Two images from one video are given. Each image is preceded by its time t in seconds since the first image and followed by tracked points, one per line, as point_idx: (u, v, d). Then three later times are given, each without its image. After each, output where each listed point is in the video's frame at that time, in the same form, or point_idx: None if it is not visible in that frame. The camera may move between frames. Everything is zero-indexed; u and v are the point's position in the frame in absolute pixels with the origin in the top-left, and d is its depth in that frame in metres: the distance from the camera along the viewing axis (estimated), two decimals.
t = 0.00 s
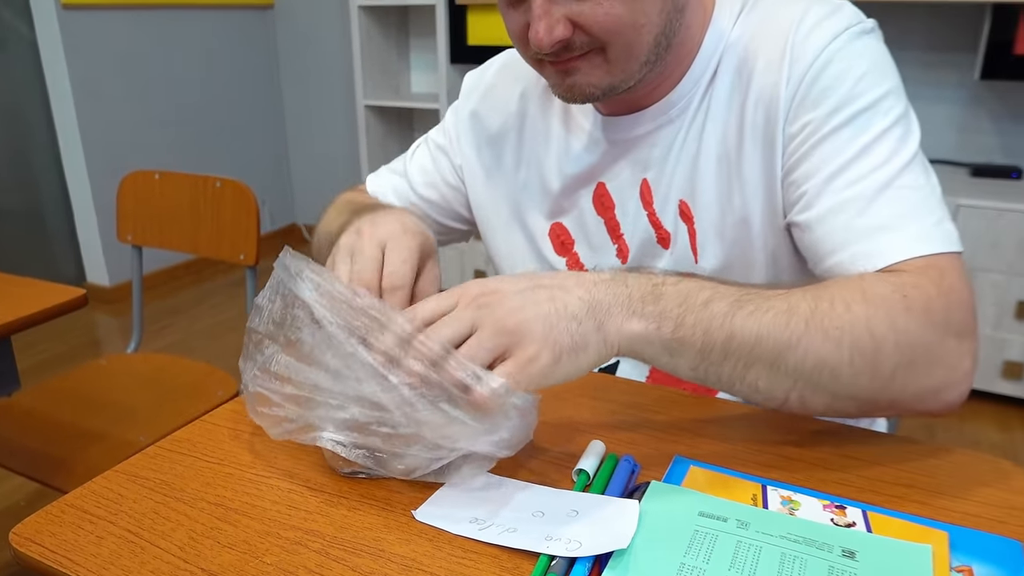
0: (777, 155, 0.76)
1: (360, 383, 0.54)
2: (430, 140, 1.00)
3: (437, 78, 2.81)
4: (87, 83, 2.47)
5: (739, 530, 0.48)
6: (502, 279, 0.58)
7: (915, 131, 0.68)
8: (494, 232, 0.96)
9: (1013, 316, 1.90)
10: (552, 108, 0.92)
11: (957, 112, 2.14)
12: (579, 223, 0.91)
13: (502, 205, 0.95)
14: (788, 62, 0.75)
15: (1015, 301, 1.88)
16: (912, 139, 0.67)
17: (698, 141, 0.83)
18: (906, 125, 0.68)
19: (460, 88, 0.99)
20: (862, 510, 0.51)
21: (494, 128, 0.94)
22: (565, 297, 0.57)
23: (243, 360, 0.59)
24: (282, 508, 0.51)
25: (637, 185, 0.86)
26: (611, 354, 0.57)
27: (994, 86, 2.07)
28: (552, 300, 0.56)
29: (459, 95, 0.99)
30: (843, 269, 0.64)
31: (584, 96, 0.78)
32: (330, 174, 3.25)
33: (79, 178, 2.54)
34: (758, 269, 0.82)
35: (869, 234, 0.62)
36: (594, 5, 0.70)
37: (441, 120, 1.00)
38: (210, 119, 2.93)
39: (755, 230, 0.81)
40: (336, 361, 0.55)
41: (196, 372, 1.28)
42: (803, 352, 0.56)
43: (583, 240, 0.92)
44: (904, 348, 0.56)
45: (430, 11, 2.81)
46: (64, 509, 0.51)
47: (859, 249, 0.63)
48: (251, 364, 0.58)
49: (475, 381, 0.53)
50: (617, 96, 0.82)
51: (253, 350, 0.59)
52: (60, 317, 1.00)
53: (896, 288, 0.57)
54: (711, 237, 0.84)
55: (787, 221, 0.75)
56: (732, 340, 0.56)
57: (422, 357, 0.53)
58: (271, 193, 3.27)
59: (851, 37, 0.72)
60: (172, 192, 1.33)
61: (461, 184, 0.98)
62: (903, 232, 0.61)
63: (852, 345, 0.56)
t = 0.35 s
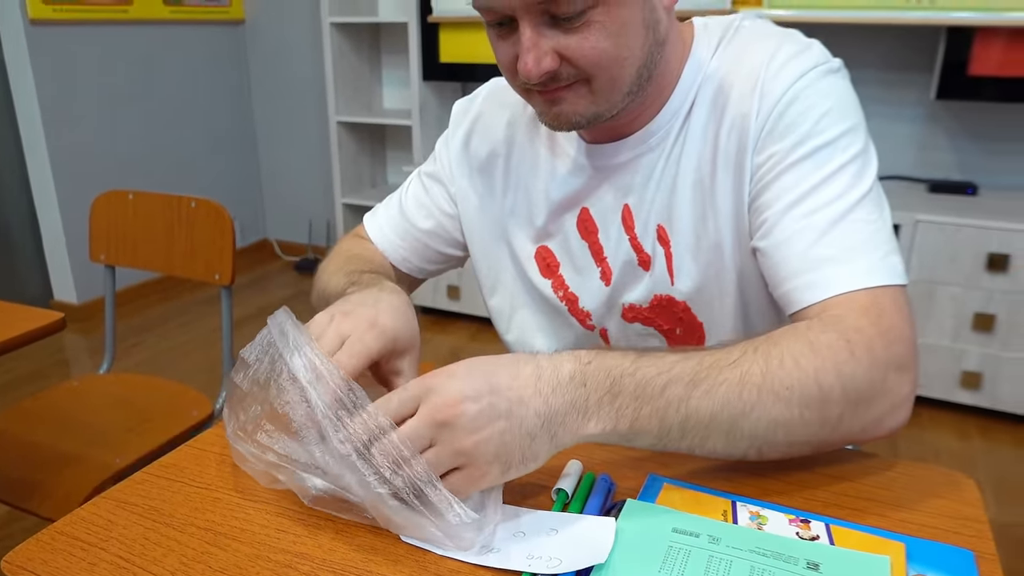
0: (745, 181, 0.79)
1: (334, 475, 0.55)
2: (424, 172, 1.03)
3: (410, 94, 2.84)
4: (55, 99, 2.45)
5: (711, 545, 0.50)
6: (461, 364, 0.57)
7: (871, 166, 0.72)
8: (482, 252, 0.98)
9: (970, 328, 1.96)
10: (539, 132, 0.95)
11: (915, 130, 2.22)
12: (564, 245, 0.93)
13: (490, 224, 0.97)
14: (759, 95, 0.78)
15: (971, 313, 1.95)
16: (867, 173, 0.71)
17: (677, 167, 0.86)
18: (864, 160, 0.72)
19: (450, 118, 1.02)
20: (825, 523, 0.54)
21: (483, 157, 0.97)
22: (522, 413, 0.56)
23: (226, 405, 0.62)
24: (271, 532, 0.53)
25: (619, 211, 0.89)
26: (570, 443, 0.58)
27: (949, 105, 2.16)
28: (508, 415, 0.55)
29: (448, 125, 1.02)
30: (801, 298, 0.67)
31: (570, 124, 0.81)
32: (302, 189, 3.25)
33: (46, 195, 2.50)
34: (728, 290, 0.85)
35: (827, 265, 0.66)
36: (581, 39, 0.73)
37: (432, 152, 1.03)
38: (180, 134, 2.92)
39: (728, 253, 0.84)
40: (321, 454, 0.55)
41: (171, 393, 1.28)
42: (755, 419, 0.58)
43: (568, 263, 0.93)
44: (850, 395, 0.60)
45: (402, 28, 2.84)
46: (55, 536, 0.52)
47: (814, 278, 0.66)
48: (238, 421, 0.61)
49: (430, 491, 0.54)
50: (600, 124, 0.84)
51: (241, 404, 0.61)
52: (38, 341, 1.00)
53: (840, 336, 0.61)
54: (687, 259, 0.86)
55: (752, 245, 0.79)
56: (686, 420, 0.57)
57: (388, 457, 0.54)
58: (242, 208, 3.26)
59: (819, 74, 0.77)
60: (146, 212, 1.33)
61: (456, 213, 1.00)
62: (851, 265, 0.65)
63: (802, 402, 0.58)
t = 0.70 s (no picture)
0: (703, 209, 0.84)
1: (315, 500, 0.57)
2: (397, 203, 1.06)
3: (368, 125, 2.86)
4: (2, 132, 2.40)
5: (683, 558, 0.53)
6: (445, 409, 0.59)
7: (819, 197, 0.77)
8: (455, 278, 1.01)
9: (915, 342, 2.05)
10: (510, 164, 0.99)
11: (856, 154, 2.32)
12: (537, 271, 0.96)
13: (463, 252, 1.01)
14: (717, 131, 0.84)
15: (915, 328, 2.04)
16: (816, 203, 0.76)
17: (643, 197, 0.90)
18: (812, 191, 0.77)
19: (424, 151, 1.06)
20: (787, 533, 0.57)
21: (456, 188, 1.01)
22: (501, 467, 0.58)
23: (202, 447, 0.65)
24: (259, 564, 0.54)
25: (588, 239, 0.93)
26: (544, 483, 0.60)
27: (887, 131, 2.27)
28: (489, 468, 0.58)
29: (422, 159, 1.06)
30: (756, 318, 0.71)
31: (544, 155, 0.85)
32: (260, 221, 3.23)
33: None
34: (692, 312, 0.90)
35: (779, 288, 0.70)
36: (553, 76, 0.78)
37: (407, 184, 1.06)
38: (133, 166, 2.88)
39: (690, 277, 0.88)
40: (304, 482, 0.58)
41: (135, 431, 1.26)
42: (715, 451, 0.61)
43: (539, 288, 0.96)
44: (800, 415, 0.63)
45: (359, 60, 2.87)
46: None
47: (767, 300, 0.70)
48: (214, 463, 0.63)
49: (431, 514, 0.57)
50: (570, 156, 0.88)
51: (218, 448, 0.64)
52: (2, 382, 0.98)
53: (789, 361, 0.65)
54: (653, 283, 0.90)
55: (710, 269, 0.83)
56: (652, 457, 0.60)
57: (375, 484, 0.57)
58: (198, 240, 3.22)
59: (771, 112, 0.82)
60: (108, 249, 1.32)
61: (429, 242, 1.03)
62: (802, 288, 0.69)
63: (757, 428, 0.62)
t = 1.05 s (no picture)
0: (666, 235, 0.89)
1: (309, 516, 0.63)
2: (380, 239, 1.10)
3: (339, 155, 2.89)
4: None
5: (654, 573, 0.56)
6: (428, 427, 0.64)
7: (773, 223, 0.83)
8: (436, 307, 1.04)
9: (872, 371, 2.13)
10: (488, 201, 1.02)
11: (815, 190, 2.41)
12: (514, 299, 0.99)
13: (442, 281, 1.04)
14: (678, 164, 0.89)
15: (872, 357, 2.12)
16: (770, 228, 0.81)
17: (613, 227, 0.94)
18: (766, 217, 0.82)
19: (405, 189, 1.10)
20: (751, 550, 0.60)
21: (436, 222, 1.05)
22: (479, 478, 0.63)
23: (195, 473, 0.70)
24: None
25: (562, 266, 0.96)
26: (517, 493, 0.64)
27: (843, 168, 2.37)
28: (468, 479, 0.63)
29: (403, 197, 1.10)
30: (715, 335, 0.75)
31: (517, 190, 0.89)
32: (229, 249, 3.22)
33: None
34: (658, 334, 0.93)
35: (736, 308, 0.75)
36: (521, 116, 0.83)
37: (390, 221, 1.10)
38: (99, 193, 2.85)
39: (658, 303, 0.92)
40: (301, 500, 0.64)
41: (105, 459, 1.26)
42: (675, 460, 0.65)
43: (517, 316, 0.99)
44: (753, 424, 0.67)
45: (331, 91, 2.90)
46: None
47: (724, 319, 0.75)
48: (208, 487, 0.68)
49: (421, 522, 0.61)
50: (542, 189, 0.92)
51: (212, 473, 0.69)
52: None
53: (741, 375, 0.69)
54: (623, 307, 0.94)
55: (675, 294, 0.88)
56: (617, 466, 0.64)
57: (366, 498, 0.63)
58: (165, 267, 3.20)
59: (726, 146, 0.88)
60: (81, 277, 1.32)
61: (410, 273, 1.07)
62: (756, 307, 0.74)
63: (714, 437, 0.66)
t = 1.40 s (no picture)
0: (633, 259, 0.92)
1: (318, 533, 0.67)
2: (362, 281, 1.12)
3: (316, 188, 2.91)
4: None
5: None
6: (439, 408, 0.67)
7: (735, 242, 0.88)
8: (416, 339, 1.06)
9: (842, 393, 2.18)
10: (461, 234, 1.06)
11: (782, 217, 2.48)
12: (491, 325, 1.02)
13: (423, 314, 1.06)
14: (640, 191, 0.94)
15: (842, 379, 2.17)
16: (733, 247, 0.87)
17: (582, 253, 0.98)
18: (728, 237, 0.88)
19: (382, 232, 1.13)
20: (731, 562, 0.63)
21: (414, 259, 1.07)
22: (490, 454, 0.66)
23: (194, 496, 0.73)
24: None
25: (535, 291, 0.99)
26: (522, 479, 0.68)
27: (809, 196, 2.44)
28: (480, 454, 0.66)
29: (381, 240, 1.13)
30: (690, 350, 0.79)
31: (486, 221, 0.93)
32: (204, 282, 3.21)
33: None
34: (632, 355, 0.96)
35: (708, 323, 0.79)
36: (480, 147, 0.86)
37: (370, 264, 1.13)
38: (72, 226, 2.83)
39: (629, 326, 0.95)
40: (308, 517, 0.68)
41: (81, 495, 1.24)
42: (666, 451, 0.70)
43: (494, 342, 1.02)
44: (735, 424, 0.72)
45: (308, 124, 2.93)
46: None
47: (698, 334, 0.79)
48: (211, 510, 0.71)
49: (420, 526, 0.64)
50: (509, 219, 0.96)
51: (213, 497, 0.73)
52: None
53: (724, 378, 0.74)
54: (597, 329, 0.96)
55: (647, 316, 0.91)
56: (613, 453, 0.69)
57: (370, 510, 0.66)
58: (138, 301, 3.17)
59: (686, 172, 0.94)
60: (60, 310, 1.32)
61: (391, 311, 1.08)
62: (729, 320, 0.79)
63: (700, 433, 0.71)
